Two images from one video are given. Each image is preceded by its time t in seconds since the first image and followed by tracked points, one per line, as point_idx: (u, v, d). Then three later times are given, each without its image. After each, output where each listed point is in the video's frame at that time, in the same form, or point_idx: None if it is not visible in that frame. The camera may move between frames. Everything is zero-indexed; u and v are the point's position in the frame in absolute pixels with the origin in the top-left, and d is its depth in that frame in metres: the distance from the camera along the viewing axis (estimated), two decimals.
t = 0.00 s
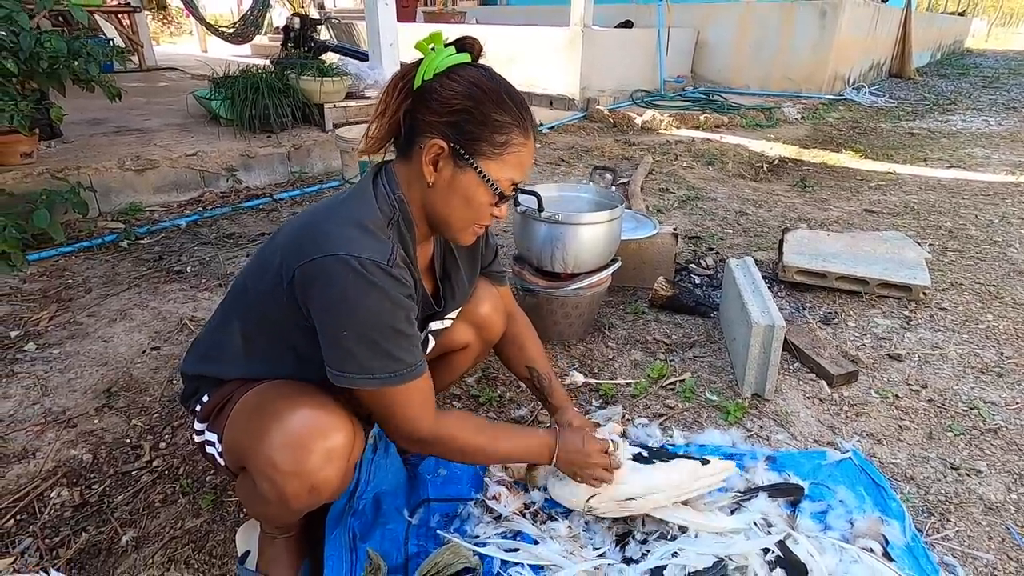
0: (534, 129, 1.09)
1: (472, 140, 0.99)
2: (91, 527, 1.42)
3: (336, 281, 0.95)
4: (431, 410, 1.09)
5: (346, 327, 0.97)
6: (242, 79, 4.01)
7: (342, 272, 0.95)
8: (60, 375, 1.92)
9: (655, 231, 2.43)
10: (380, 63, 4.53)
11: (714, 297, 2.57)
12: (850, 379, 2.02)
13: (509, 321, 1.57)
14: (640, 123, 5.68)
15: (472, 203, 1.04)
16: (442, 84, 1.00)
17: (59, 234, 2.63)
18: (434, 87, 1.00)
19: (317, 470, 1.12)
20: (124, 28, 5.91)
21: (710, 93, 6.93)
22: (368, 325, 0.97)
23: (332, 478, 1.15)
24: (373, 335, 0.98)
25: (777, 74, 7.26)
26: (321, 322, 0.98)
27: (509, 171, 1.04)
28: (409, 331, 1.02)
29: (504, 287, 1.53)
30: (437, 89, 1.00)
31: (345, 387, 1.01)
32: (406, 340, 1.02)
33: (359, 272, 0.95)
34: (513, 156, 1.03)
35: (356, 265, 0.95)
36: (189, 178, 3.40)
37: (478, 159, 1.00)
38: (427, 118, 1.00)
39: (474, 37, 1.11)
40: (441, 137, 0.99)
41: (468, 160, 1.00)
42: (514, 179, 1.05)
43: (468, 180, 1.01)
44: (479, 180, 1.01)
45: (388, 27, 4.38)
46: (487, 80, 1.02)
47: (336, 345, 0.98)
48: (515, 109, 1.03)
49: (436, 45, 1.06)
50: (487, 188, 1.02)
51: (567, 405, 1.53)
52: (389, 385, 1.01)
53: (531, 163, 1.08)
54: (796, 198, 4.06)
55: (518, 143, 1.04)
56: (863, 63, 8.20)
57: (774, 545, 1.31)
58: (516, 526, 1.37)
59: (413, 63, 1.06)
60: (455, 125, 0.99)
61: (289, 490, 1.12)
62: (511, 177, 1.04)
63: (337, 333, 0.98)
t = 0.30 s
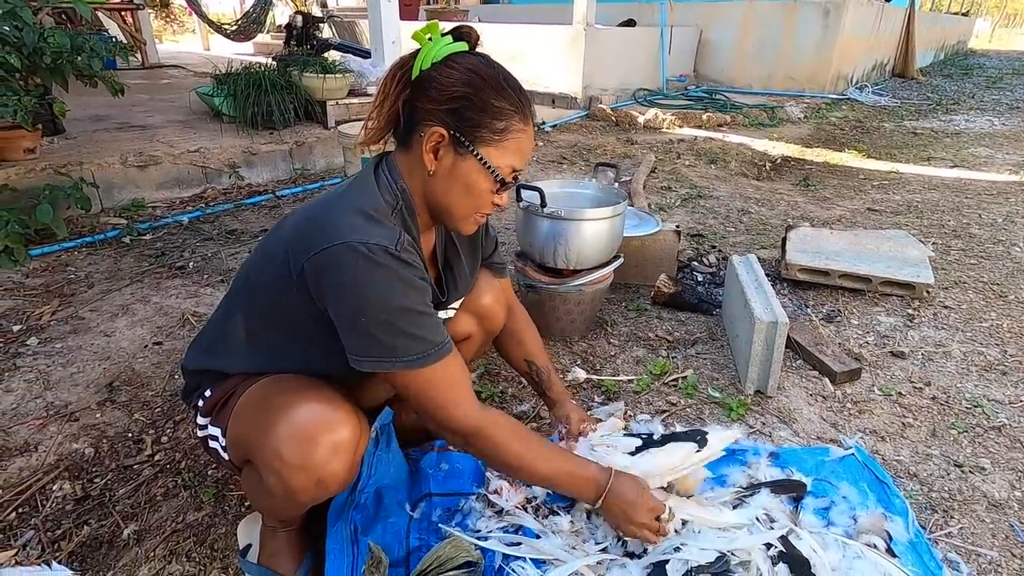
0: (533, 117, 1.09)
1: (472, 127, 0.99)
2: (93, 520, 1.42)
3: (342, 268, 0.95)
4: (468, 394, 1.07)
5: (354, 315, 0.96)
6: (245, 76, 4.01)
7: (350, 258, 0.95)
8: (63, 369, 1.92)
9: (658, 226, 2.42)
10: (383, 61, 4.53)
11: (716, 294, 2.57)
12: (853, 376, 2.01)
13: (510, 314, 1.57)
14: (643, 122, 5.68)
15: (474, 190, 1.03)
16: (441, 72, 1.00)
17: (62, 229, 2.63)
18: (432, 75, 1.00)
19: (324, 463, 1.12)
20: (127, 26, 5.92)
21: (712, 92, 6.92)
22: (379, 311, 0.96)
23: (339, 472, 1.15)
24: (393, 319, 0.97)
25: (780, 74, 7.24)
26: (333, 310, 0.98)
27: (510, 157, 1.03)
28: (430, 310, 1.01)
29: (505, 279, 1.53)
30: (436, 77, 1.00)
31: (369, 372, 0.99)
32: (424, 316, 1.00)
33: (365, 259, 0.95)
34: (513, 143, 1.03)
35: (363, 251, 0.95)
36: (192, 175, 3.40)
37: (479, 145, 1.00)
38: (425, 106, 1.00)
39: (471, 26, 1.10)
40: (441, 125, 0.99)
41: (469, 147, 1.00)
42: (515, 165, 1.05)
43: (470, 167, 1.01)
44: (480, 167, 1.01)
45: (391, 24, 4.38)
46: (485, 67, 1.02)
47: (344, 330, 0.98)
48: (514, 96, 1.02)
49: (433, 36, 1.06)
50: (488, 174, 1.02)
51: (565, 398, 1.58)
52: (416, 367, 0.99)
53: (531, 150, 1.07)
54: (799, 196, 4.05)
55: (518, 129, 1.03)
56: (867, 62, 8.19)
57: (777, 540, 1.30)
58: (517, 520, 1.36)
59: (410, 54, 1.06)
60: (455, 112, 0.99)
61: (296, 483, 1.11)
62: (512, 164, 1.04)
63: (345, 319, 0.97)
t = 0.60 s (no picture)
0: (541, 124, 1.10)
1: (481, 132, 1.00)
2: (95, 518, 1.43)
3: (344, 271, 0.95)
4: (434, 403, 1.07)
5: (352, 318, 0.96)
6: (247, 75, 4.02)
7: (349, 262, 0.95)
8: (66, 367, 1.93)
9: (659, 227, 2.43)
10: (385, 61, 4.54)
11: (717, 295, 2.57)
12: (852, 378, 2.01)
13: (512, 319, 1.57)
14: (644, 122, 5.68)
15: (480, 196, 1.04)
16: (451, 78, 1.01)
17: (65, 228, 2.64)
18: (442, 80, 1.01)
19: (323, 464, 1.12)
20: (130, 25, 5.93)
21: (714, 93, 6.92)
22: (375, 315, 0.96)
23: (337, 473, 1.15)
24: (384, 327, 0.97)
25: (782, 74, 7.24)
26: (327, 312, 0.98)
27: (517, 164, 1.04)
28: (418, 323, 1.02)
29: (508, 284, 1.53)
30: (446, 83, 1.00)
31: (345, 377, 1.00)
32: (405, 327, 1.00)
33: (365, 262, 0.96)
34: (521, 149, 1.04)
35: (362, 253, 0.96)
36: (194, 174, 3.41)
37: (487, 151, 1.01)
38: (434, 111, 1.01)
39: (481, 33, 1.11)
40: (450, 130, 1.00)
41: (477, 152, 1.01)
42: (522, 172, 1.06)
43: (477, 173, 1.02)
44: (487, 172, 1.02)
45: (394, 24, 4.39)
46: (495, 74, 1.03)
47: (341, 334, 0.98)
48: (522, 102, 1.03)
49: (443, 42, 1.06)
50: (496, 180, 1.03)
51: (565, 405, 1.55)
52: (390, 379, 1.00)
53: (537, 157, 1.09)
54: (800, 198, 4.05)
55: (525, 135, 1.04)
56: (869, 63, 8.18)
57: (775, 542, 1.31)
58: (517, 521, 1.37)
59: (419, 59, 1.06)
60: (464, 117, 0.99)
61: (293, 484, 1.12)
62: (519, 170, 1.05)
63: (342, 323, 0.97)
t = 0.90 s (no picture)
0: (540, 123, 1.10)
1: (481, 133, 1.00)
2: (97, 514, 1.43)
3: (351, 275, 0.96)
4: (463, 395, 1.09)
5: (357, 318, 0.97)
6: (250, 75, 4.01)
7: (355, 264, 0.95)
8: (68, 365, 1.94)
9: (660, 228, 2.42)
10: (387, 61, 4.55)
11: (718, 296, 2.58)
12: (853, 379, 2.02)
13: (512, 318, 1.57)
14: (646, 123, 5.69)
15: (481, 196, 1.04)
16: (451, 77, 1.01)
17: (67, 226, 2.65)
18: (442, 80, 1.01)
19: (327, 465, 1.13)
20: (133, 24, 5.95)
21: (716, 93, 6.92)
22: (381, 316, 0.97)
23: (341, 474, 1.16)
24: (400, 327, 0.98)
25: (784, 75, 7.23)
26: (335, 313, 0.99)
27: (517, 163, 1.04)
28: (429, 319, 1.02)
29: (508, 283, 1.53)
30: (446, 82, 1.01)
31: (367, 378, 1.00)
32: (422, 322, 1.01)
33: (368, 264, 0.96)
34: (521, 149, 1.04)
35: (368, 256, 0.96)
36: (197, 173, 3.42)
37: (487, 151, 1.01)
38: (434, 111, 1.01)
39: (481, 32, 1.11)
40: (450, 129, 1.00)
41: (477, 152, 1.01)
42: (522, 172, 1.06)
43: (478, 172, 1.02)
44: (487, 172, 1.02)
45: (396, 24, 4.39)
46: (495, 74, 1.03)
47: (344, 335, 0.98)
48: (522, 102, 1.04)
49: (443, 41, 1.07)
50: (496, 180, 1.03)
51: (564, 406, 1.55)
52: (413, 372, 1.01)
53: (537, 157, 1.09)
54: (802, 199, 4.05)
55: (526, 135, 1.04)
56: (872, 64, 8.18)
57: (775, 541, 1.31)
58: (517, 519, 1.38)
59: (419, 59, 1.07)
60: (465, 117, 1.00)
61: (298, 484, 1.12)
62: (519, 170, 1.05)
63: (350, 323, 0.98)
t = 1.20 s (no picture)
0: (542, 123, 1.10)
1: (486, 133, 1.00)
2: (101, 513, 1.44)
3: (359, 274, 0.96)
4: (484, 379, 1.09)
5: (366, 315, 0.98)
6: (253, 75, 4.02)
7: (362, 261, 0.96)
8: (71, 364, 1.94)
9: (663, 228, 2.42)
10: (390, 61, 4.55)
11: (720, 297, 2.58)
12: (855, 380, 2.02)
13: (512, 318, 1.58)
14: (648, 124, 5.69)
15: (484, 195, 1.05)
16: (456, 78, 1.01)
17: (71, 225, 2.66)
18: (447, 80, 1.01)
19: (335, 462, 1.13)
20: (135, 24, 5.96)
21: (718, 95, 6.92)
22: (387, 313, 0.97)
23: (349, 470, 1.16)
24: (414, 321, 0.98)
25: (786, 77, 7.23)
26: (348, 313, 1.00)
27: (520, 162, 1.04)
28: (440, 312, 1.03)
29: (508, 282, 1.54)
30: (450, 83, 1.01)
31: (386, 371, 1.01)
32: (435, 313, 1.01)
33: (374, 262, 0.96)
34: (523, 149, 1.04)
35: (375, 256, 0.96)
36: (200, 173, 3.43)
37: (491, 150, 1.01)
38: (439, 110, 1.01)
39: (484, 32, 1.12)
40: (455, 129, 1.01)
41: (481, 152, 1.01)
42: (525, 171, 1.06)
43: (482, 172, 1.02)
44: (491, 171, 1.02)
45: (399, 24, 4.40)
46: (498, 74, 1.03)
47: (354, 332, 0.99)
48: (525, 102, 1.04)
49: (447, 41, 1.07)
50: (498, 179, 1.03)
51: (564, 405, 1.58)
52: (431, 363, 1.01)
53: (540, 156, 1.08)
54: (804, 200, 4.05)
55: (528, 136, 1.04)
56: (874, 66, 8.18)
57: (777, 541, 1.32)
58: (519, 519, 1.38)
59: (423, 59, 1.07)
60: (469, 117, 1.00)
61: (307, 480, 1.13)
62: (522, 169, 1.05)
63: (362, 322, 0.99)
